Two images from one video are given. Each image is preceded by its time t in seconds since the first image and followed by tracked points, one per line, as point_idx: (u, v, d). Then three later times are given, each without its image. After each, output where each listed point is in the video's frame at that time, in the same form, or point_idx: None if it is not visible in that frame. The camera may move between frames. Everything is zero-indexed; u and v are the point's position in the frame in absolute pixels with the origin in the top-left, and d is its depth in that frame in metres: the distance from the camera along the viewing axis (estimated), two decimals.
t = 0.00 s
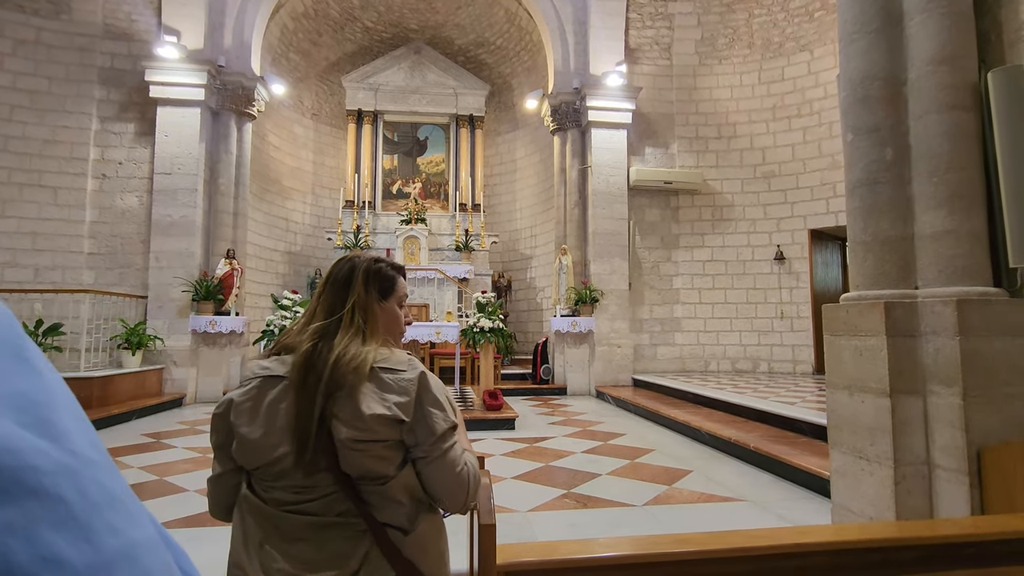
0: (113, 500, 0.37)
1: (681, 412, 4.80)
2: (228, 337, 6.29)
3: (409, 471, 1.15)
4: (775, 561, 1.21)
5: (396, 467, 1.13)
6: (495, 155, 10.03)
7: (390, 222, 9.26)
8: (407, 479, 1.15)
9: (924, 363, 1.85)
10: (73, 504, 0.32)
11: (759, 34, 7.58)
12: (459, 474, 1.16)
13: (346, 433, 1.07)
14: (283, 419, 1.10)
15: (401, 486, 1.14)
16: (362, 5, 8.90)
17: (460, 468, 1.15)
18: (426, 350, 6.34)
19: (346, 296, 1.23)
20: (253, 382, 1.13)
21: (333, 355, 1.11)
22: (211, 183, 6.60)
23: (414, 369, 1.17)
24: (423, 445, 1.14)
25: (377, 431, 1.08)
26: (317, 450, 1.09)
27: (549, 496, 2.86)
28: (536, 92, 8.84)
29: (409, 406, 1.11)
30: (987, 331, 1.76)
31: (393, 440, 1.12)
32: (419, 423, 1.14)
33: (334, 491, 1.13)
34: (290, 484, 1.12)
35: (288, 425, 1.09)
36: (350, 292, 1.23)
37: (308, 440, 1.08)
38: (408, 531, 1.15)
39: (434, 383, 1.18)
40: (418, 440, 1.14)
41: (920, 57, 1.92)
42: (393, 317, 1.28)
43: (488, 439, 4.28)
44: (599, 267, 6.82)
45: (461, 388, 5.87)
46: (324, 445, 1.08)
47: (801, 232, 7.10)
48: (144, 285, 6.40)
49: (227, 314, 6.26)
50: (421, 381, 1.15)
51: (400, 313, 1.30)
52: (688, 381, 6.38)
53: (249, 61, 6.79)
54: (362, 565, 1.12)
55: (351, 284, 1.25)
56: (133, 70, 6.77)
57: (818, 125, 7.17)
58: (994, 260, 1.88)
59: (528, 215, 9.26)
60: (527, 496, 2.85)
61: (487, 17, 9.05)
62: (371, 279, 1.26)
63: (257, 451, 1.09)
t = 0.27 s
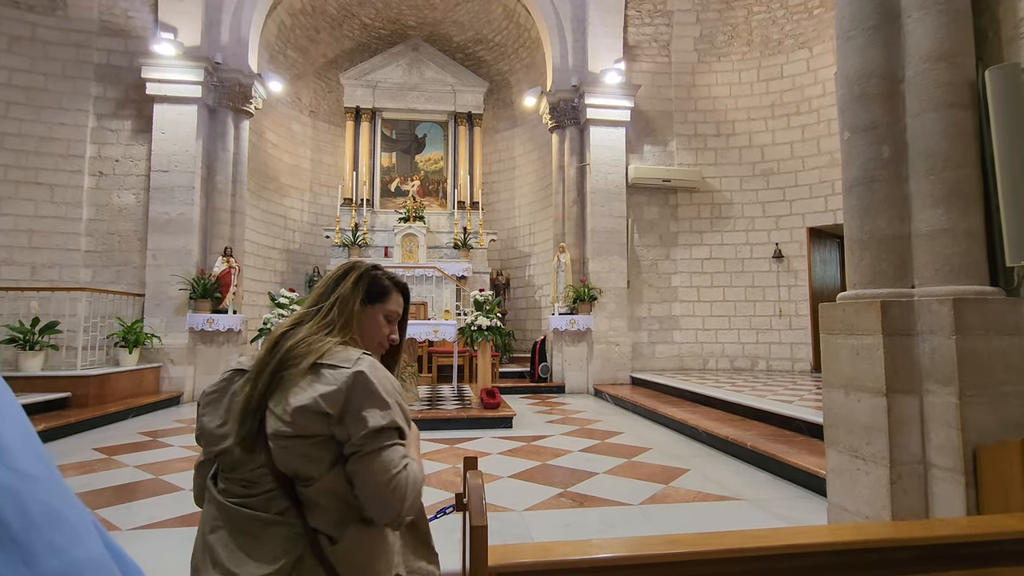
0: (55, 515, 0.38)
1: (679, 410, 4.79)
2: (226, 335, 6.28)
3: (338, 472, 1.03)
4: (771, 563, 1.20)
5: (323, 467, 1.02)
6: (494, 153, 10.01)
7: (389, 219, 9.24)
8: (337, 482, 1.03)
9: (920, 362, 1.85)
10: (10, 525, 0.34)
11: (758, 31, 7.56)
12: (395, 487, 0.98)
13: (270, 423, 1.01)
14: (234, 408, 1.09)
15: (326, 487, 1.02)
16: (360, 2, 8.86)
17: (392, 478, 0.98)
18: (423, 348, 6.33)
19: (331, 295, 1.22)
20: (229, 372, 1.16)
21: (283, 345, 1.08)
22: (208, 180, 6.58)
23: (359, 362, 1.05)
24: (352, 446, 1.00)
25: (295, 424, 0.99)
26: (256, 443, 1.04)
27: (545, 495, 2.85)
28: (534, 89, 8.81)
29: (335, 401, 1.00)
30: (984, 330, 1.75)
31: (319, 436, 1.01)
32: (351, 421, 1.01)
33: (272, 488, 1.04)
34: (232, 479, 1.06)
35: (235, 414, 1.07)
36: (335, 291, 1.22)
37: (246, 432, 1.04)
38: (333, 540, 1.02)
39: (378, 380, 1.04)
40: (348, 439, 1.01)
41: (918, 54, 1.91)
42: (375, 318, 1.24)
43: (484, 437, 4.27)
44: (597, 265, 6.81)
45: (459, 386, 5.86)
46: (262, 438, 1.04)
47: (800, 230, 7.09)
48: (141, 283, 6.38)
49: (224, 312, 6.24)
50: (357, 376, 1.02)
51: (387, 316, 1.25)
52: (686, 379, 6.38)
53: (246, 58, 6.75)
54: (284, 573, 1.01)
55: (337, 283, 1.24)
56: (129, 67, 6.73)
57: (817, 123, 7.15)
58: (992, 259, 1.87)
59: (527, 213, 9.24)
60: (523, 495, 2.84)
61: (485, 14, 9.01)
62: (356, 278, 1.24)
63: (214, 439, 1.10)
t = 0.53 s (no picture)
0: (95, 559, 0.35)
1: (678, 410, 4.79)
2: (225, 334, 6.27)
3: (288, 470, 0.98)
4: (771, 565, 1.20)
5: (273, 465, 0.98)
6: (493, 152, 10.00)
7: (388, 219, 9.22)
8: (282, 483, 0.98)
9: (921, 363, 1.84)
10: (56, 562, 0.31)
11: (757, 30, 7.55)
12: (347, 489, 0.94)
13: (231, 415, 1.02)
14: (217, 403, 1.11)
15: (272, 485, 0.98)
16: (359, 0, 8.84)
17: (341, 479, 0.94)
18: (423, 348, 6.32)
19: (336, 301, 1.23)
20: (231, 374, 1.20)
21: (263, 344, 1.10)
22: (207, 180, 6.56)
23: (325, 361, 1.02)
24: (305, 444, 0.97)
25: (249, 417, 0.98)
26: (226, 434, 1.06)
27: (544, 495, 2.85)
28: (534, 89, 8.80)
29: (288, 396, 0.97)
30: (984, 331, 1.75)
31: (272, 431, 0.98)
32: (304, 418, 0.97)
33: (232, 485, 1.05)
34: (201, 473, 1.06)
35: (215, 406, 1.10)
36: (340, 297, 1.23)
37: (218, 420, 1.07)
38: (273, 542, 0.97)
39: (340, 380, 0.99)
40: (300, 437, 0.97)
41: (919, 54, 1.90)
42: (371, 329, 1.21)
43: (484, 437, 4.27)
44: (597, 265, 6.80)
45: (458, 386, 5.85)
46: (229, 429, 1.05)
47: (799, 229, 7.08)
48: (140, 283, 6.37)
49: (224, 311, 6.23)
50: (315, 374, 0.98)
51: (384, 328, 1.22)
52: (686, 379, 6.38)
53: (245, 57, 6.73)
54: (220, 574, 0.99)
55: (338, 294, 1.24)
56: (128, 66, 6.71)
57: (817, 123, 7.14)
58: (992, 260, 1.87)
59: (526, 213, 9.23)
60: (522, 496, 2.83)
61: (485, 13, 9.00)
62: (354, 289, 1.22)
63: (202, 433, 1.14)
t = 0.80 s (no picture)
0: None
1: (678, 411, 4.79)
2: (225, 335, 6.27)
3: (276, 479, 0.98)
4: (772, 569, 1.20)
5: (259, 476, 0.97)
6: (493, 153, 9.99)
7: (389, 219, 9.21)
8: (261, 495, 0.97)
9: (921, 366, 1.85)
10: None
11: (757, 31, 7.56)
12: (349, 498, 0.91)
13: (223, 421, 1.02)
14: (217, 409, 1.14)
15: (251, 497, 0.97)
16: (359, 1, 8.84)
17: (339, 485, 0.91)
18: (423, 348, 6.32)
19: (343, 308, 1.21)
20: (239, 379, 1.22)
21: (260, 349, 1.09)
22: (207, 180, 6.56)
23: (311, 369, 0.98)
24: (290, 456, 0.94)
25: (233, 428, 0.98)
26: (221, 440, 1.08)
27: (545, 497, 2.85)
28: (534, 89, 8.79)
29: (267, 408, 0.94)
30: (985, 334, 1.75)
31: (257, 442, 0.98)
32: (285, 429, 0.94)
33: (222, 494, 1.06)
34: (199, 478, 1.09)
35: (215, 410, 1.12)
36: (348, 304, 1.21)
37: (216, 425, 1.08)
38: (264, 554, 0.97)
39: (324, 388, 0.96)
40: (283, 450, 0.95)
41: (920, 57, 1.91)
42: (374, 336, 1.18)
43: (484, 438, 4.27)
44: (597, 265, 6.81)
45: (459, 386, 5.85)
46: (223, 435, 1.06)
47: (799, 230, 7.09)
48: (140, 283, 6.36)
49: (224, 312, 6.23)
50: (295, 385, 0.95)
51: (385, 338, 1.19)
52: (687, 380, 6.38)
53: (245, 57, 6.73)
54: None
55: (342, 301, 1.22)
56: (128, 66, 6.71)
57: (817, 123, 7.15)
58: (993, 263, 1.87)
59: (526, 213, 9.23)
60: (523, 497, 2.84)
61: (485, 13, 9.00)
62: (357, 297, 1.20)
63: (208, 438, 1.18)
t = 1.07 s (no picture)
0: None
1: (678, 411, 4.80)
2: (226, 335, 6.27)
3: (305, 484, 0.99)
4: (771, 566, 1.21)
5: (285, 484, 0.98)
6: (493, 153, 9.99)
7: (389, 219, 9.21)
8: (286, 503, 0.98)
9: (919, 365, 1.86)
10: None
11: (757, 32, 7.57)
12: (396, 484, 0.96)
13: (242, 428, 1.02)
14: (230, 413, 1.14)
15: (275, 506, 0.98)
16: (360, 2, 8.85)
17: (385, 483, 0.95)
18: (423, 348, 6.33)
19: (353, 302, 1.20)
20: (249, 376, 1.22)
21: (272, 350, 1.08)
22: (207, 180, 6.57)
23: (328, 371, 0.98)
24: (319, 463, 0.95)
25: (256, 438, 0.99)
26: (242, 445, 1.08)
27: (546, 496, 2.86)
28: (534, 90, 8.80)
29: (291, 417, 0.94)
30: (983, 333, 1.76)
31: (279, 451, 0.98)
32: (307, 437, 0.94)
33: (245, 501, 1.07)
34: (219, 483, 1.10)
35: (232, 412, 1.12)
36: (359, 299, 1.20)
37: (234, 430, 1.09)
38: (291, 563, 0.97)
39: (347, 391, 0.96)
40: (310, 456, 0.95)
41: (918, 58, 1.92)
42: (390, 331, 1.17)
43: (485, 438, 4.27)
44: (597, 266, 6.82)
45: (459, 386, 5.86)
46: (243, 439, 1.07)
47: (799, 230, 7.10)
48: (141, 283, 6.37)
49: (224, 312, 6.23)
50: (316, 391, 0.95)
51: (400, 333, 1.19)
52: (687, 380, 6.38)
53: (246, 58, 6.74)
54: None
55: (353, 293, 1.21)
56: (129, 66, 6.71)
57: (817, 124, 7.16)
58: (991, 263, 1.88)
59: (526, 213, 9.24)
60: (524, 496, 2.85)
61: (485, 14, 9.01)
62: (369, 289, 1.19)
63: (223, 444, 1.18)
